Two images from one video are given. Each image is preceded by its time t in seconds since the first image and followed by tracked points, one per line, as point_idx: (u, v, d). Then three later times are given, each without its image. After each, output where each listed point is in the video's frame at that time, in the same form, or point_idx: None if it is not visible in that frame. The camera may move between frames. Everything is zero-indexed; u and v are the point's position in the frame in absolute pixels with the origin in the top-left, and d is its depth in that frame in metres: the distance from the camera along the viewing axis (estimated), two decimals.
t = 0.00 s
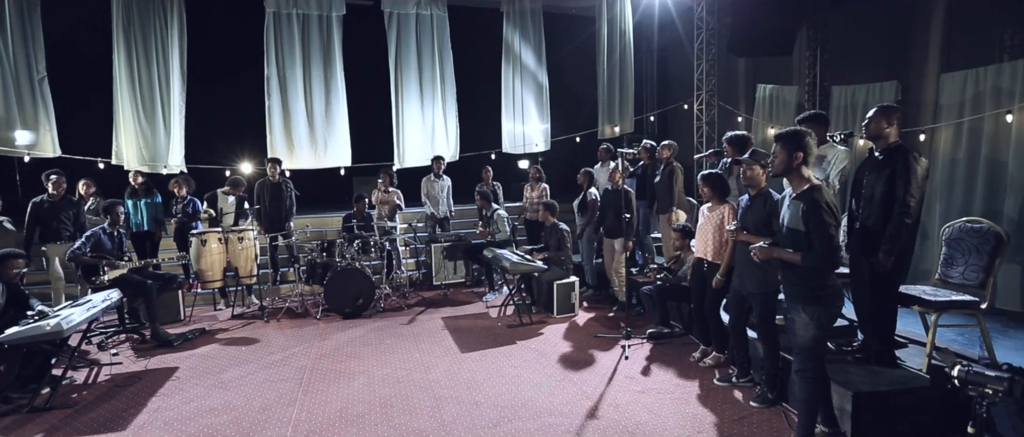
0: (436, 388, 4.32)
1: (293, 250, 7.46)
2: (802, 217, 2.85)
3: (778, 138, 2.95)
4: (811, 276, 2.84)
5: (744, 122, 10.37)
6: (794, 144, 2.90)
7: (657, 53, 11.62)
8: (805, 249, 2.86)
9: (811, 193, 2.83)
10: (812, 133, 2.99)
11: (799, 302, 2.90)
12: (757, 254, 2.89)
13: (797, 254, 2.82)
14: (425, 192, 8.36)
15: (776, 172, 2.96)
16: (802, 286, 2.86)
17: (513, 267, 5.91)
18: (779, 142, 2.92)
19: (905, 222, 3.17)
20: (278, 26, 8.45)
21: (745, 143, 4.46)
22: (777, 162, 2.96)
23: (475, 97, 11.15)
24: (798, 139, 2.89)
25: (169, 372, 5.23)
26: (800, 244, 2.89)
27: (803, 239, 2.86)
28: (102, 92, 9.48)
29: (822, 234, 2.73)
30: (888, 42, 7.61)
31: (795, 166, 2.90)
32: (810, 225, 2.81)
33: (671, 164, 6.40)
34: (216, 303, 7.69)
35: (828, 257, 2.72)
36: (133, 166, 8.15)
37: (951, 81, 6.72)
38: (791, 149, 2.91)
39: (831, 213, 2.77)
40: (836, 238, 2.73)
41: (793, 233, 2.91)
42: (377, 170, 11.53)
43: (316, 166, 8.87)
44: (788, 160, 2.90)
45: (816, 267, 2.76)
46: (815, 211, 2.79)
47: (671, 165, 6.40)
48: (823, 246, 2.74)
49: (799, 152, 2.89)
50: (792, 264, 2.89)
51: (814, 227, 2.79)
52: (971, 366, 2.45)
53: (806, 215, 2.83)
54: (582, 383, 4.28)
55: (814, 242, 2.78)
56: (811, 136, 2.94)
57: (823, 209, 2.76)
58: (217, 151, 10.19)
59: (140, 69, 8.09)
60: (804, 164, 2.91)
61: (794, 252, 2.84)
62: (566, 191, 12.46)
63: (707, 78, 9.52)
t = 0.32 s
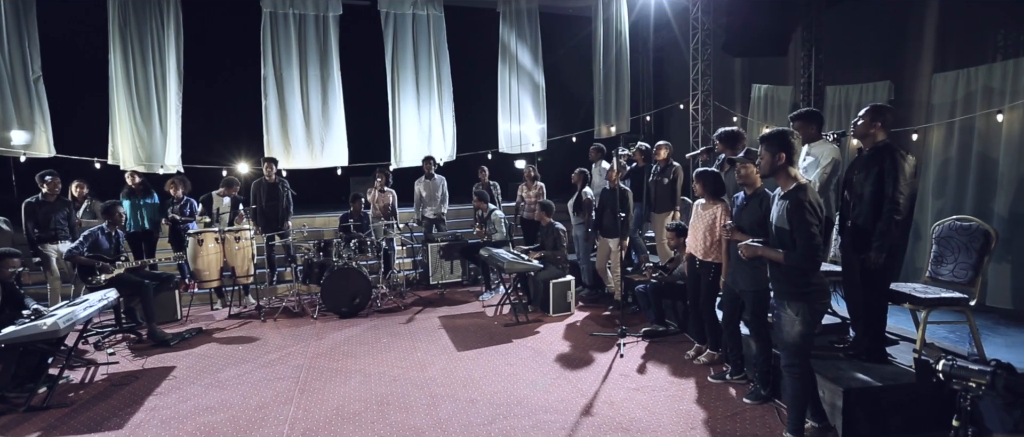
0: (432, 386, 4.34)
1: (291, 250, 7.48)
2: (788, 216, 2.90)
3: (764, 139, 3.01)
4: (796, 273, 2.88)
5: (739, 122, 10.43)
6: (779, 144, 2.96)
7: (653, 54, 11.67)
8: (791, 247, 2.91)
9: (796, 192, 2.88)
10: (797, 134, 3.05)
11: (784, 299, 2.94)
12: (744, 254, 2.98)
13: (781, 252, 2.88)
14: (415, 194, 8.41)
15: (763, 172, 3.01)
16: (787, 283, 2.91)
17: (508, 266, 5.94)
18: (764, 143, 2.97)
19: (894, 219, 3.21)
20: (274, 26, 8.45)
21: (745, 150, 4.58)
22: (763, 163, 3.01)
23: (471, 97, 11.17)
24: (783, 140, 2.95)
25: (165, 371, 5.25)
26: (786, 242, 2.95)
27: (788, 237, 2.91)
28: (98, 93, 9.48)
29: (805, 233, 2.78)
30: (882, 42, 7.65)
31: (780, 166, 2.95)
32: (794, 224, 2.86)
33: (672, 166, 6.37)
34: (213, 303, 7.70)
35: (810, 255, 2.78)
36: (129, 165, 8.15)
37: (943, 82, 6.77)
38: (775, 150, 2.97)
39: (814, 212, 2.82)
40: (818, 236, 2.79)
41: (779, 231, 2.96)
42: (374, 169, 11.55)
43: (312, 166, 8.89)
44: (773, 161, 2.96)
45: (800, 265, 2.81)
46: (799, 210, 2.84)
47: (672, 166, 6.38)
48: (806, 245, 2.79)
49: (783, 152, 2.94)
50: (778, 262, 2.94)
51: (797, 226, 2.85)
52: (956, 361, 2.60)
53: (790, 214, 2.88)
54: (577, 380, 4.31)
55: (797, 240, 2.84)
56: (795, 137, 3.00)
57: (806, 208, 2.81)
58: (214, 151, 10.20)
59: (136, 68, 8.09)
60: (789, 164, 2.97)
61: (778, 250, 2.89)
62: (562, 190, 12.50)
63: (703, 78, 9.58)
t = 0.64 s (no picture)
0: (430, 385, 4.35)
1: (291, 250, 7.49)
2: (787, 213, 2.91)
3: (767, 136, 3.00)
4: (794, 270, 2.89)
5: (737, 122, 10.44)
6: (782, 142, 2.95)
7: (652, 53, 11.68)
8: (789, 243, 2.93)
9: (796, 189, 2.89)
10: (800, 132, 3.04)
11: (780, 296, 2.95)
12: (742, 248, 3.16)
13: (779, 248, 2.89)
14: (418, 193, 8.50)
15: (765, 169, 3.01)
16: (783, 280, 2.92)
17: (507, 265, 5.96)
18: (766, 141, 2.97)
19: (890, 218, 3.23)
20: (273, 26, 8.46)
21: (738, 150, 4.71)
22: (766, 160, 3.01)
23: (471, 97, 11.17)
24: (786, 138, 2.94)
25: (165, 370, 5.26)
26: (784, 238, 2.96)
27: (787, 234, 2.92)
28: (98, 93, 9.49)
29: (804, 229, 2.80)
30: (880, 42, 7.68)
31: (781, 164, 2.95)
32: (793, 220, 2.86)
33: (673, 165, 6.35)
34: (212, 302, 7.70)
35: (808, 251, 2.80)
36: (128, 166, 8.16)
37: (940, 82, 6.79)
38: (778, 147, 2.96)
39: (813, 209, 2.83)
40: (815, 232, 2.80)
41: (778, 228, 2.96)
42: (373, 169, 11.55)
43: (311, 166, 8.90)
44: (775, 159, 2.96)
45: (798, 261, 2.82)
46: (798, 206, 2.85)
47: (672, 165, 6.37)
48: (804, 241, 2.80)
49: (784, 150, 2.95)
50: (776, 259, 2.96)
51: (796, 222, 2.85)
52: (949, 358, 2.69)
53: (790, 211, 2.89)
54: (576, 379, 4.32)
55: (795, 236, 2.85)
56: (799, 135, 2.99)
57: (805, 205, 2.82)
58: (212, 151, 10.20)
59: (135, 69, 8.10)
60: (791, 161, 2.96)
61: (777, 246, 2.91)
62: (561, 191, 12.50)
63: (701, 78, 9.60)
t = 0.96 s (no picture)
0: (430, 385, 4.34)
1: (292, 249, 7.50)
2: (801, 211, 2.88)
3: (777, 136, 2.98)
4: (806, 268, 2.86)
5: (738, 122, 10.44)
6: (792, 142, 2.92)
7: (653, 53, 11.68)
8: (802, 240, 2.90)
9: (809, 187, 2.87)
10: (809, 132, 3.02)
11: (790, 294, 2.92)
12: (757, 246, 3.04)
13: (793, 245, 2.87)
14: (423, 193, 8.45)
15: (777, 169, 2.99)
16: (795, 277, 2.89)
17: (507, 265, 5.96)
18: (777, 142, 2.95)
19: (891, 218, 3.23)
20: (273, 25, 8.46)
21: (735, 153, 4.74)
22: (777, 160, 2.98)
23: (471, 97, 11.17)
24: (797, 137, 2.92)
25: (165, 370, 5.25)
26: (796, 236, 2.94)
27: (800, 231, 2.89)
28: (99, 92, 9.49)
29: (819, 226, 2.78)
30: (881, 41, 7.68)
31: (794, 163, 2.93)
32: (808, 218, 2.84)
33: (675, 167, 6.37)
34: (213, 302, 7.70)
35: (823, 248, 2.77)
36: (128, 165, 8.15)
37: (941, 81, 6.79)
38: (789, 146, 2.94)
39: (827, 207, 2.81)
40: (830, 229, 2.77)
41: (791, 224, 2.93)
42: (373, 169, 11.55)
43: (311, 166, 8.90)
44: (788, 158, 2.94)
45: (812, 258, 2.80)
46: (811, 204, 2.83)
47: (675, 166, 6.38)
48: (819, 238, 2.78)
49: (796, 149, 2.92)
50: (789, 256, 2.93)
51: (810, 219, 2.83)
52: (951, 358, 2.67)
53: (803, 209, 2.87)
54: (576, 378, 4.32)
55: (809, 234, 2.82)
56: (809, 133, 2.97)
57: (820, 202, 2.80)
58: (212, 150, 10.18)
59: (136, 69, 8.10)
60: (803, 160, 2.94)
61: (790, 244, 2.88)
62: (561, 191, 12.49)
63: (701, 78, 9.60)
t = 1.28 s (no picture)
0: (433, 386, 4.32)
1: (296, 248, 7.51)
2: (823, 211, 2.83)
3: (789, 138, 2.91)
4: (829, 269, 2.82)
5: (741, 122, 10.42)
6: (805, 144, 2.86)
7: (655, 52, 11.68)
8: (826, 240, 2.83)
9: (830, 187, 2.81)
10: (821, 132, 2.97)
11: (812, 295, 2.87)
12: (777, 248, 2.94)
13: (819, 246, 2.80)
14: (428, 193, 8.43)
15: (792, 171, 2.92)
16: (817, 278, 2.85)
17: (510, 266, 5.93)
18: (790, 143, 2.88)
19: (903, 220, 3.21)
20: (276, 26, 8.45)
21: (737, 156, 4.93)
22: (791, 163, 2.92)
23: (473, 97, 11.15)
24: (809, 138, 2.85)
25: (168, 370, 5.25)
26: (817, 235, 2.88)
27: (824, 231, 2.83)
28: (101, 92, 9.49)
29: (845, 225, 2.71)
30: (885, 40, 7.65)
31: (809, 164, 2.87)
32: (832, 218, 2.78)
33: (676, 164, 6.40)
34: (215, 302, 7.71)
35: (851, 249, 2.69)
36: (130, 165, 8.14)
37: (946, 80, 6.74)
38: (803, 147, 2.87)
39: (852, 206, 2.76)
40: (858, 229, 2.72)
41: (813, 225, 2.86)
42: (375, 169, 11.54)
43: (314, 166, 8.88)
44: (803, 160, 2.86)
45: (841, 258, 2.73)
46: (835, 204, 2.77)
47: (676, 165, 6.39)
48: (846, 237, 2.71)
49: (812, 149, 2.86)
50: (813, 257, 2.86)
51: (837, 219, 2.76)
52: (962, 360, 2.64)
53: (827, 209, 2.80)
54: (580, 379, 4.30)
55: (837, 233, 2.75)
56: (821, 134, 2.91)
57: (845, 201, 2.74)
58: (214, 150, 10.18)
59: (138, 70, 8.10)
60: (818, 161, 2.89)
61: (816, 244, 2.81)
62: (563, 191, 12.47)
63: (704, 77, 9.58)
